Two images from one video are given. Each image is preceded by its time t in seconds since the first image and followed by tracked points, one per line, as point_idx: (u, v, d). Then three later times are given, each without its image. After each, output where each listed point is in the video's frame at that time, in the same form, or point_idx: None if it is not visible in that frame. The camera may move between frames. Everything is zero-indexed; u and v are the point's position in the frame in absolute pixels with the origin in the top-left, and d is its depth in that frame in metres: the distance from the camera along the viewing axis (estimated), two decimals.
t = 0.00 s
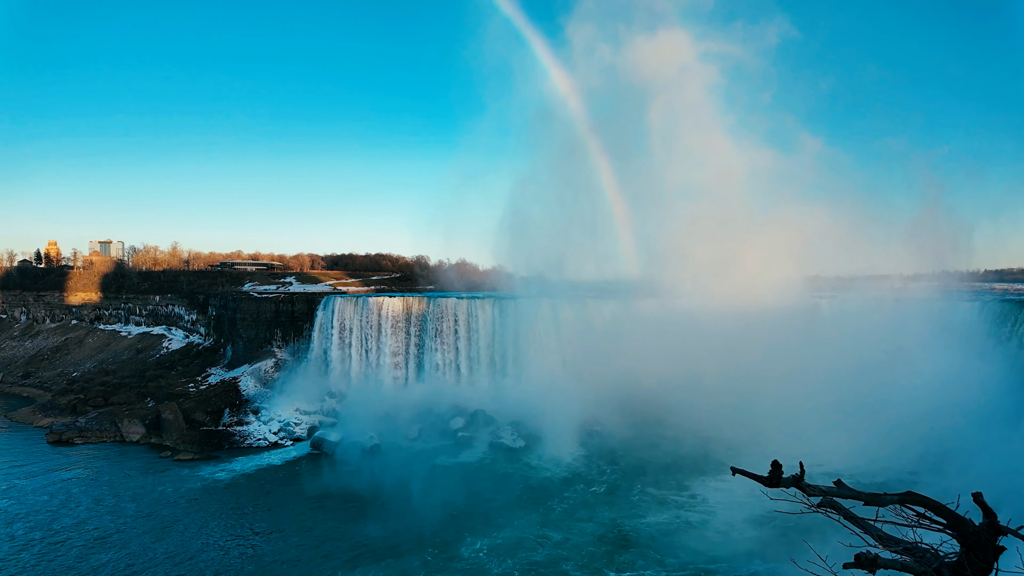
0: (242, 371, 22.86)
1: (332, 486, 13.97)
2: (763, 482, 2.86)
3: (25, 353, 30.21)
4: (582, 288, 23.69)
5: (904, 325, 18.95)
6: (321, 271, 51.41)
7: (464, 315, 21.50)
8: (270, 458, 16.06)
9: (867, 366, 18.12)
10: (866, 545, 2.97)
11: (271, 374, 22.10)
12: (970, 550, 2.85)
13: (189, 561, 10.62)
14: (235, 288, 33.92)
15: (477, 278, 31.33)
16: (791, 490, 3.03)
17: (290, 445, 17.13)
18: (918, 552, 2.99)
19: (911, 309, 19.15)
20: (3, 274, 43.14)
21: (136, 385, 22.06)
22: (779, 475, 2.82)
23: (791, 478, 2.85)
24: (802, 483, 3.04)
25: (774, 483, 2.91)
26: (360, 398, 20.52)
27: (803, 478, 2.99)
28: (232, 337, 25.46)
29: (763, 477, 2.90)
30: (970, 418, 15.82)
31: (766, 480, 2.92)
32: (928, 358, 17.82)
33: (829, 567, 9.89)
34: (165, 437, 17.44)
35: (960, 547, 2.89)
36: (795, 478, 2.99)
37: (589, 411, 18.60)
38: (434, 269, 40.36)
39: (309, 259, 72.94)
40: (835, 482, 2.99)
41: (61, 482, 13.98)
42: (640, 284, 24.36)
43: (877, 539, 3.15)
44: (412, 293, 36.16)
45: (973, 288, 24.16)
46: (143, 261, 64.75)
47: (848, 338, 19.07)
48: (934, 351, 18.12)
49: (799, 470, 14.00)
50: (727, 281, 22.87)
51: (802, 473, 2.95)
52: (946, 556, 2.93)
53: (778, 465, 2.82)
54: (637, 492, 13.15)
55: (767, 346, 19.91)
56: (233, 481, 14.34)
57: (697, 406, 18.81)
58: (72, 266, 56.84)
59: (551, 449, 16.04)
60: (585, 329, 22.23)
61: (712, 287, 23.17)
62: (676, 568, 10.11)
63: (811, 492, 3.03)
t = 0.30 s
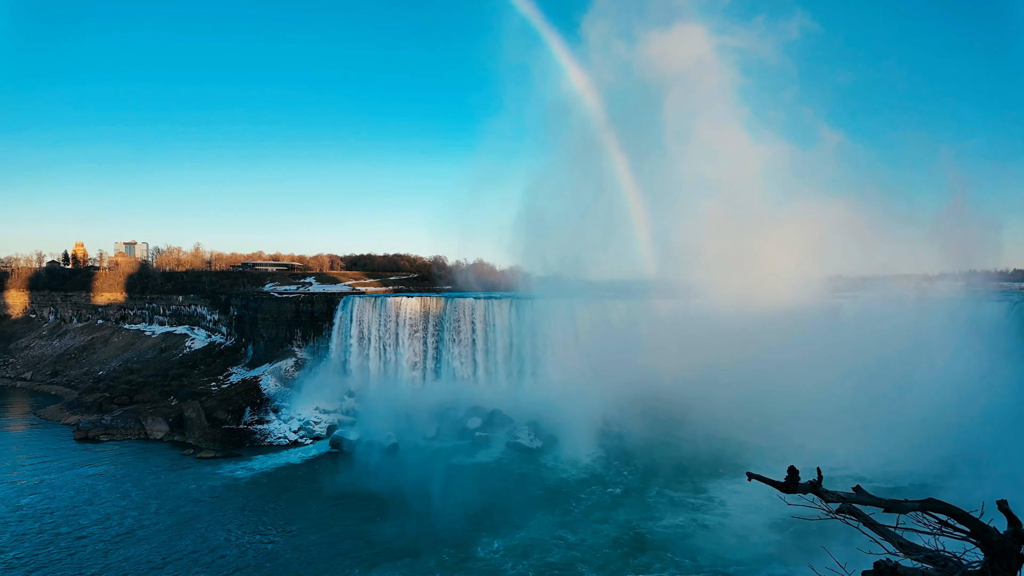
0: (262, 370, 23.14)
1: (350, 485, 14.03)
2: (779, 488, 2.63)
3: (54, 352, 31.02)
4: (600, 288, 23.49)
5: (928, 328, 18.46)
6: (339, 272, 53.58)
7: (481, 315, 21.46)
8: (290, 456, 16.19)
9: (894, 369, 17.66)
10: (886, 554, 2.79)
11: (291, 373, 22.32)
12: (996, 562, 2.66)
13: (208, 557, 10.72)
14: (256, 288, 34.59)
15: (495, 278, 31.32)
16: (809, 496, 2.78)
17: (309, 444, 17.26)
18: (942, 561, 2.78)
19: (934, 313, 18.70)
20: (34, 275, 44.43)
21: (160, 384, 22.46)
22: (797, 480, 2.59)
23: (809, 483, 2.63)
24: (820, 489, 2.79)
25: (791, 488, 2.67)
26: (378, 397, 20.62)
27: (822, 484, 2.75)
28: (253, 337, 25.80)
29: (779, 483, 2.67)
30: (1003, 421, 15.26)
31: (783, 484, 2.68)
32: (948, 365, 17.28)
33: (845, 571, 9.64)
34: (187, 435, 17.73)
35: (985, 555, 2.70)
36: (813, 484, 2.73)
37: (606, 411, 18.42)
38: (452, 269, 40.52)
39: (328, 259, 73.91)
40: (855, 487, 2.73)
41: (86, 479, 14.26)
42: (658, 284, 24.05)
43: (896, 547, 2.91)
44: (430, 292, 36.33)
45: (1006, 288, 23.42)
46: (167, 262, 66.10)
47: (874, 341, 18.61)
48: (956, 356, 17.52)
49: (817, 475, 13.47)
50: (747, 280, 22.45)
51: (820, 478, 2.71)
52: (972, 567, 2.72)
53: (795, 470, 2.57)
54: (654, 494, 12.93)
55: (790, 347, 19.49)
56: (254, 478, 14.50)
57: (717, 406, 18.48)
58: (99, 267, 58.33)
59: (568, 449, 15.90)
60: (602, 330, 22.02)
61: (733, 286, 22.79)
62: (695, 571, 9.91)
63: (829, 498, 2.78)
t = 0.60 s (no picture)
0: (275, 370, 23.29)
1: (360, 484, 14.06)
2: (784, 494, 2.64)
3: (70, 352, 31.48)
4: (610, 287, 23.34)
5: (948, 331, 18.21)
6: (351, 271, 56.11)
7: (492, 315, 21.42)
8: (302, 456, 16.26)
9: (912, 370, 17.34)
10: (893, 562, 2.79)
11: (303, 373, 22.42)
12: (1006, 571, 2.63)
13: (220, 555, 10.80)
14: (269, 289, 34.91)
15: (505, 279, 31.29)
16: (814, 502, 2.79)
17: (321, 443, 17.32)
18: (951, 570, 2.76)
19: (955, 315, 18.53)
20: (52, 276, 45.18)
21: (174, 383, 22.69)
22: (801, 487, 2.61)
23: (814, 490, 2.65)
24: (825, 495, 2.81)
25: (795, 494, 2.67)
26: (388, 397, 20.65)
27: (827, 490, 2.75)
28: (266, 337, 25.97)
29: (784, 489, 2.67)
30: None
31: (787, 491, 2.70)
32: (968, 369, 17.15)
33: None
34: (200, 434, 17.88)
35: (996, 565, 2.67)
36: (818, 490, 2.75)
37: (616, 412, 18.30)
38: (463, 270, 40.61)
39: (339, 259, 74.48)
40: (861, 494, 2.74)
41: (101, 476, 14.45)
42: (670, 283, 23.86)
43: (904, 553, 2.87)
44: (440, 292, 36.41)
45: None
46: (180, 263, 66.90)
47: (891, 341, 18.28)
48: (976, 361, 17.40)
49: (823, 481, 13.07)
50: (761, 280, 22.19)
51: (825, 484, 2.72)
52: None
53: (798, 478, 2.59)
54: (664, 496, 12.81)
55: (804, 348, 19.18)
56: (265, 477, 14.58)
57: (730, 407, 18.28)
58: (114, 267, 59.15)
59: (578, 450, 15.82)
60: (613, 330, 21.88)
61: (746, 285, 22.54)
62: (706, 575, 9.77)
63: (835, 504, 2.78)
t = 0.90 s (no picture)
0: (280, 370, 23.37)
1: (364, 485, 14.06)
2: (780, 503, 2.64)
3: (78, 352, 31.73)
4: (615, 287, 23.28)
5: (955, 331, 18.07)
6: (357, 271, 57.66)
7: (496, 315, 21.41)
8: (308, 455, 16.31)
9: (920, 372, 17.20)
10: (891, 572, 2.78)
11: (309, 373, 22.45)
12: None
13: (225, 555, 10.80)
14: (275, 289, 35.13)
15: (510, 279, 31.31)
16: (812, 511, 2.78)
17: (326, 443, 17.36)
18: None
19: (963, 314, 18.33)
20: (60, 276, 45.61)
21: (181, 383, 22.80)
22: (797, 496, 2.60)
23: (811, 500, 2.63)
24: (823, 504, 2.79)
25: (793, 503, 2.67)
26: (394, 397, 20.69)
27: (824, 499, 2.74)
28: (272, 337, 26.07)
29: (781, 498, 2.67)
30: None
31: (784, 500, 2.69)
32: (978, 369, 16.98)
33: None
34: (207, 433, 17.95)
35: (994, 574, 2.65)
36: (815, 500, 2.73)
37: (621, 412, 18.27)
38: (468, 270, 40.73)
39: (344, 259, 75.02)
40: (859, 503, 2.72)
41: (108, 476, 14.53)
42: (675, 284, 23.79)
43: (905, 563, 2.82)
44: (445, 292, 36.52)
45: None
46: (187, 263, 67.37)
47: (899, 342, 18.14)
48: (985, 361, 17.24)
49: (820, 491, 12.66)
50: (766, 280, 22.11)
51: (823, 493, 2.71)
52: None
53: (796, 487, 2.58)
54: (669, 497, 12.72)
55: (811, 348, 19.05)
56: (270, 477, 14.62)
57: (737, 408, 18.20)
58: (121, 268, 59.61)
59: (583, 450, 15.77)
60: (618, 330, 21.81)
61: (751, 284, 22.45)
62: None
63: (832, 513, 2.76)
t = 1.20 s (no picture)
0: (283, 370, 23.40)
1: (367, 485, 14.07)
2: (775, 512, 2.65)
3: (82, 352, 31.82)
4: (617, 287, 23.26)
5: (958, 331, 18.03)
6: (359, 271, 58.46)
7: (499, 316, 21.40)
8: (311, 455, 16.34)
9: (924, 373, 17.14)
10: None
11: (311, 373, 22.48)
12: None
13: (227, 555, 10.81)
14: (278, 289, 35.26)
15: (513, 279, 31.36)
16: (806, 519, 2.80)
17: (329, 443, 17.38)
18: None
19: (966, 314, 18.30)
20: (64, 276, 45.77)
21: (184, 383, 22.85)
22: (793, 505, 2.62)
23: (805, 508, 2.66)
24: (818, 513, 2.80)
25: (787, 512, 2.69)
26: (396, 397, 20.70)
27: (819, 508, 2.76)
28: (275, 337, 26.11)
29: (776, 507, 2.69)
30: None
31: (779, 509, 2.71)
32: (981, 369, 16.93)
33: None
34: (210, 433, 18.00)
35: None
36: (810, 508, 2.75)
37: (623, 412, 18.28)
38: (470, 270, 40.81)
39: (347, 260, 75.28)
40: (854, 511, 2.73)
41: (111, 475, 14.57)
42: (677, 284, 23.77)
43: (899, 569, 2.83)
44: (448, 292, 36.60)
45: None
46: (190, 262, 67.59)
47: (903, 342, 18.09)
48: (988, 362, 17.20)
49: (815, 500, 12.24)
50: (768, 280, 22.10)
51: (817, 502, 2.73)
52: None
53: (790, 497, 2.59)
54: (671, 497, 12.72)
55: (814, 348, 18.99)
56: (273, 477, 14.64)
57: (739, 408, 18.17)
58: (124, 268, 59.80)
59: (585, 451, 15.78)
60: (620, 330, 21.80)
61: (753, 285, 22.44)
62: None
63: (827, 521, 2.78)
